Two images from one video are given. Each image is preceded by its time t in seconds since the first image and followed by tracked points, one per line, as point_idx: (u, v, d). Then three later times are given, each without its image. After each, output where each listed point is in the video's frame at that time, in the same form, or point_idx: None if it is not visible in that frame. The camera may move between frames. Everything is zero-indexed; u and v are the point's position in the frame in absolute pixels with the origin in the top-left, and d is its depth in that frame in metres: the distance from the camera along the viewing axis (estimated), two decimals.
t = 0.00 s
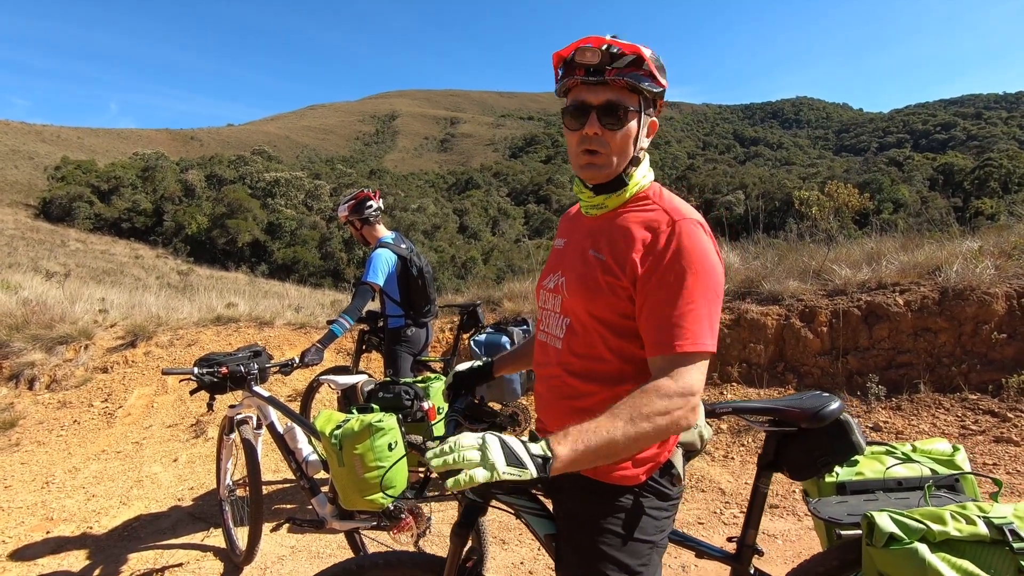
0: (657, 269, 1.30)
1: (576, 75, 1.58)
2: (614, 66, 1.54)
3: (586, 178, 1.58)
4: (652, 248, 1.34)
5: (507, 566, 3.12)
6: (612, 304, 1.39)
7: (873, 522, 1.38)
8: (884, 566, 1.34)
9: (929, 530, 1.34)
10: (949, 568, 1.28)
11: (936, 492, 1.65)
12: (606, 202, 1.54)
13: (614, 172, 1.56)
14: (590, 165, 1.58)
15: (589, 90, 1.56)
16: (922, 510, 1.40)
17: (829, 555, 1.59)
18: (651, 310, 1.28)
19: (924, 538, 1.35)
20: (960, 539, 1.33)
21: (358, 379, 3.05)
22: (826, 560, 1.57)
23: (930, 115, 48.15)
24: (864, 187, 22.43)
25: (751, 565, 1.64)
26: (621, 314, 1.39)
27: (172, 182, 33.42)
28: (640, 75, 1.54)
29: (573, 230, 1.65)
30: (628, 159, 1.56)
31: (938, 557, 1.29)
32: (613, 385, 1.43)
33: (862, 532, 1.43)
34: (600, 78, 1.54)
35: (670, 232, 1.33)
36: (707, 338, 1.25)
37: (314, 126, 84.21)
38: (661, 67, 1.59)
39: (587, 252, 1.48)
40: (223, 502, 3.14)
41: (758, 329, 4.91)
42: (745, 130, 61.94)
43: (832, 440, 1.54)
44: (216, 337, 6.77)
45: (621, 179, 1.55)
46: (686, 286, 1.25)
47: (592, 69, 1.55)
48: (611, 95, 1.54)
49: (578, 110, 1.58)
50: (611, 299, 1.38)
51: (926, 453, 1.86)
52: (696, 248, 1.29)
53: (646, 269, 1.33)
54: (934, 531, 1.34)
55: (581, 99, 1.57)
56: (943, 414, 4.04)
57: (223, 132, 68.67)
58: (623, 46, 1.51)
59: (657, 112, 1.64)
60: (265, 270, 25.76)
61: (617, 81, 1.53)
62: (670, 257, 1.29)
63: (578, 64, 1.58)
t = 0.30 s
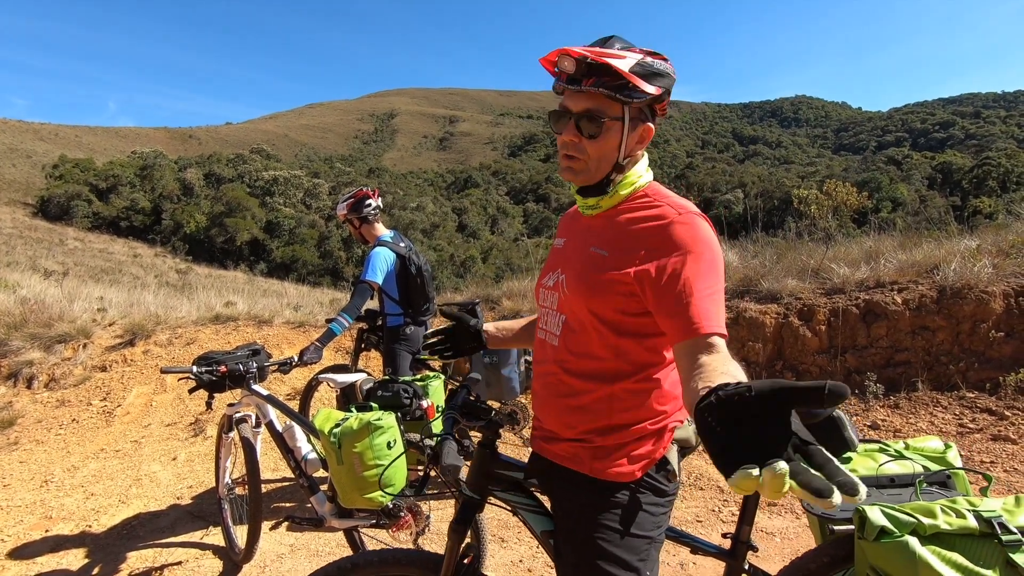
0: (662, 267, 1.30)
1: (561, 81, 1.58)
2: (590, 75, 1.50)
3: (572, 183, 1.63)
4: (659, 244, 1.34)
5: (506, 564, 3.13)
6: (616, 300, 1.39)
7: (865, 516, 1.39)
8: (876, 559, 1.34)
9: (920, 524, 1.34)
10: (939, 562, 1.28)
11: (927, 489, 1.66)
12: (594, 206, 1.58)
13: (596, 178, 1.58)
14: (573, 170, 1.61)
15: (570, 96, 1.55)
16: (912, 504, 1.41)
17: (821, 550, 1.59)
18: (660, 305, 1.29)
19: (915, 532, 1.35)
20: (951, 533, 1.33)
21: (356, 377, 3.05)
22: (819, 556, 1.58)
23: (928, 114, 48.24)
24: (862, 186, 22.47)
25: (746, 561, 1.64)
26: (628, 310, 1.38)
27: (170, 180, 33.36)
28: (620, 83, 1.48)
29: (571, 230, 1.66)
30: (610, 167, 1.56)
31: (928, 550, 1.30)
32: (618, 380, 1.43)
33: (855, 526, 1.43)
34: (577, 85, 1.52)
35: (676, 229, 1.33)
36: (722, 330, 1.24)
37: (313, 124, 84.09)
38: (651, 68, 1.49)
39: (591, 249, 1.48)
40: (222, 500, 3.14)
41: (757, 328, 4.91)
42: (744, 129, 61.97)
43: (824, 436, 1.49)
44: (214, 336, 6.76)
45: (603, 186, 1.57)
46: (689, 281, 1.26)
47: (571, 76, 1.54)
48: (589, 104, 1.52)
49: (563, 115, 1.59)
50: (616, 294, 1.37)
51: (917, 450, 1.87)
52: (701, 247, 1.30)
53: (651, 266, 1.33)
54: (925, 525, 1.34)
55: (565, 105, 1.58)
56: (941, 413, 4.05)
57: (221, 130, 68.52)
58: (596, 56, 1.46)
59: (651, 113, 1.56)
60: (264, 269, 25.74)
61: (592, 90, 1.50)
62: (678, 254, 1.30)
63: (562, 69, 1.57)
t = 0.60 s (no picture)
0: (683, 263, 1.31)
1: (595, 68, 1.56)
2: (635, 63, 1.53)
3: (598, 173, 1.59)
4: (676, 241, 1.34)
5: (505, 561, 3.13)
6: (631, 299, 1.38)
7: (868, 514, 1.39)
8: (879, 557, 1.35)
9: (923, 522, 1.35)
10: (942, 560, 1.28)
11: (929, 486, 1.66)
12: (616, 197, 1.55)
13: (626, 167, 1.57)
14: (603, 160, 1.59)
15: (608, 84, 1.56)
16: (914, 502, 1.42)
17: (824, 547, 1.59)
18: (680, 303, 1.30)
19: (917, 529, 1.35)
20: (955, 531, 1.33)
21: (356, 375, 3.05)
22: (821, 554, 1.58)
23: (928, 112, 48.20)
24: (863, 184, 22.44)
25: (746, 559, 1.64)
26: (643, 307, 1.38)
27: (170, 177, 33.31)
28: (659, 73, 1.54)
29: (578, 226, 1.65)
30: (643, 155, 1.58)
31: (931, 547, 1.30)
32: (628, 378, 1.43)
33: (856, 524, 1.44)
34: (620, 73, 1.54)
35: (693, 224, 1.34)
36: (739, 325, 1.27)
37: (312, 122, 83.92)
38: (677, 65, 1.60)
39: (602, 244, 1.48)
40: (222, 497, 3.15)
41: (756, 326, 4.91)
42: (744, 127, 61.89)
43: (826, 434, 1.54)
44: (214, 333, 6.76)
45: (632, 174, 1.56)
46: (707, 278, 1.27)
47: (612, 65, 1.54)
48: (631, 92, 1.54)
49: (596, 105, 1.58)
50: (632, 292, 1.36)
51: (919, 448, 1.88)
52: (719, 243, 1.31)
53: (671, 262, 1.33)
54: (927, 523, 1.34)
55: (600, 93, 1.57)
56: (940, 411, 4.06)
57: (220, 128, 68.35)
58: (643, 43, 1.50)
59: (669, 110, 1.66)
60: (263, 267, 25.73)
61: (636, 78, 1.53)
62: (697, 251, 1.30)
63: (599, 56, 1.56)
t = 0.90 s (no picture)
0: (682, 261, 1.31)
1: (597, 67, 1.56)
2: (637, 62, 1.53)
3: (599, 169, 1.58)
4: (676, 240, 1.34)
5: (505, 560, 3.13)
6: (632, 298, 1.38)
7: (870, 511, 1.39)
8: (879, 552, 1.36)
9: (925, 518, 1.34)
10: (942, 556, 1.28)
11: (930, 484, 1.66)
12: (617, 194, 1.55)
13: (628, 164, 1.56)
14: (604, 157, 1.58)
15: (610, 84, 1.56)
16: (916, 499, 1.41)
17: (825, 546, 1.59)
18: (680, 301, 1.30)
19: (920, 526, 1.35)
20: (956, 527, 1.33)
21: (356, 374, 3.05)
22: (824, 552, 1.58)
23: (928, 112, 48.27)
24: (863, 184, 22.43)
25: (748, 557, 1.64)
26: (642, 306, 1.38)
27: (169, 176, 33.28)
28: (661, 74, 1.54)
29: (581, 225, 1.65)
30: (643, 153, 1.57)
31: (932, 544, 1.30)
32: (629, 376, 1.44)
33: (858, 521, 1.44)
34: (623, 72, 1.53)
35: (693, 223, 1.34)
36: (736, 325, 1.29)
37: (312, 120, 83.87)
38: (680, 66, 1.60)
39: (602, 244, 1.48)
40: (221, 496, 3.14)
41: (756, 326, 4.91)
42: (744, 126, 61.90)
43: (826, 432, 1.54)
44: (214, 332, 6.76)
45: (633, 172, 1.56)
46: (706, 278, 1.28)
47: (614, 64, 1.54)
48: (632, 91, 1.54)
49: (597, 104, 1.58)
50: (633, 291, 1.37)
51: (921, 448, 1.87)
52: (718, 242, 1.31)
53: (670, 262, 1.33)
54: (930, 519, 1.34)
55: (602, 92, 1.57)
56: (939, 410, 4.06)
57: (220, 127, 68.28)
58: (646, 43, 1.50)
59: (673, 109, 1.65)
60: (263, 266, 25.72)
61: (638, 78, 1.53)
62: (696, 249, 1.31)
63: (600, 57, 1.56)
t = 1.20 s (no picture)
0: (682, 258, 1.30)
1: (584, 75, 1.57)
2: (623, 67, 1.53)
3: (595, 176, 1.59)
4: (673, 237, 1.34)
5: (505, 559, 3.13)
6: (632, 295, 1.37)
7: (867, 507, 1.39)
8: (877, 550, 1.35)
9: (920, 515, 1.34)
10: (938, 552, 1.28)
11: (929, 483, 1.65)
12: (614, 197, 1.55)
13: (622, 168, 1.57)
14: (598, 163, 1.59)
15: (597, 90, 1.56)
16: (912, 497, 1.41)
17: (823, 545, 1.59)
18: (681, 298, 1.29)
19: (915, 523, 1.35)
20: (952, 524, 1.33)
21: (355, 373, 3.04)
22: (823, 550, 1.58)
23: (928, 112, 48.33)
24: (863, 183, 22.43)
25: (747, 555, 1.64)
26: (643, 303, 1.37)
27: (169, 174, 33.26)
28: (648, 75, 1.53)
29: (579, 226, 1.65)
30: (636, 156, 1.57)
31: (928, 540, 1.29)
32: (631, 373, 1.43)
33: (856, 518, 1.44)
34: (609, 77, 1.54)
35: (690, 221, 1.34)
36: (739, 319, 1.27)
37: (312, 119, 83.82)
38: (668, 64, 1.58)
39: (602, 243, 1.48)
40: (220, 495, 3.13)
41: (756, 326, 4.90)
42: (744, 126, 61.91)
43: (824, 430, 1.54)
44: (213, 330, 6.76)
45: (628, 176, 1.56)
46: (706, 274, 1.27)
47: (601, 70, 1.55)
48: (620, 95, 1.53)
49: (587, 110, 1.58)
50: (632, 288, 1.36)
51: (919, 447, 1.87)
52: (717, 239, 1.31)
53: (669, 258, 1.32)
54: (925, 516, 1.33)
55: (590, 98, 1.57)
56: (939, 410, 4.06)
57: (219, 125, 68.22)
58: (629, 47, 1.51)
59: (665, 108, 1.64)
60: (263, 264, 25.71)
61: (625, 82, 1.53)
62: (694, 245, 1.30)
63: (586, 65, 1.57)
